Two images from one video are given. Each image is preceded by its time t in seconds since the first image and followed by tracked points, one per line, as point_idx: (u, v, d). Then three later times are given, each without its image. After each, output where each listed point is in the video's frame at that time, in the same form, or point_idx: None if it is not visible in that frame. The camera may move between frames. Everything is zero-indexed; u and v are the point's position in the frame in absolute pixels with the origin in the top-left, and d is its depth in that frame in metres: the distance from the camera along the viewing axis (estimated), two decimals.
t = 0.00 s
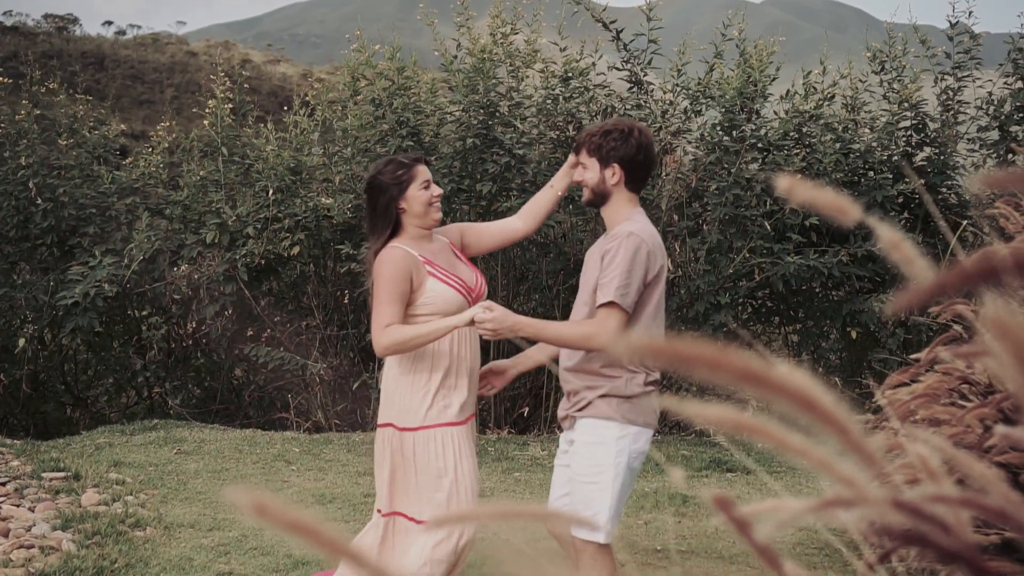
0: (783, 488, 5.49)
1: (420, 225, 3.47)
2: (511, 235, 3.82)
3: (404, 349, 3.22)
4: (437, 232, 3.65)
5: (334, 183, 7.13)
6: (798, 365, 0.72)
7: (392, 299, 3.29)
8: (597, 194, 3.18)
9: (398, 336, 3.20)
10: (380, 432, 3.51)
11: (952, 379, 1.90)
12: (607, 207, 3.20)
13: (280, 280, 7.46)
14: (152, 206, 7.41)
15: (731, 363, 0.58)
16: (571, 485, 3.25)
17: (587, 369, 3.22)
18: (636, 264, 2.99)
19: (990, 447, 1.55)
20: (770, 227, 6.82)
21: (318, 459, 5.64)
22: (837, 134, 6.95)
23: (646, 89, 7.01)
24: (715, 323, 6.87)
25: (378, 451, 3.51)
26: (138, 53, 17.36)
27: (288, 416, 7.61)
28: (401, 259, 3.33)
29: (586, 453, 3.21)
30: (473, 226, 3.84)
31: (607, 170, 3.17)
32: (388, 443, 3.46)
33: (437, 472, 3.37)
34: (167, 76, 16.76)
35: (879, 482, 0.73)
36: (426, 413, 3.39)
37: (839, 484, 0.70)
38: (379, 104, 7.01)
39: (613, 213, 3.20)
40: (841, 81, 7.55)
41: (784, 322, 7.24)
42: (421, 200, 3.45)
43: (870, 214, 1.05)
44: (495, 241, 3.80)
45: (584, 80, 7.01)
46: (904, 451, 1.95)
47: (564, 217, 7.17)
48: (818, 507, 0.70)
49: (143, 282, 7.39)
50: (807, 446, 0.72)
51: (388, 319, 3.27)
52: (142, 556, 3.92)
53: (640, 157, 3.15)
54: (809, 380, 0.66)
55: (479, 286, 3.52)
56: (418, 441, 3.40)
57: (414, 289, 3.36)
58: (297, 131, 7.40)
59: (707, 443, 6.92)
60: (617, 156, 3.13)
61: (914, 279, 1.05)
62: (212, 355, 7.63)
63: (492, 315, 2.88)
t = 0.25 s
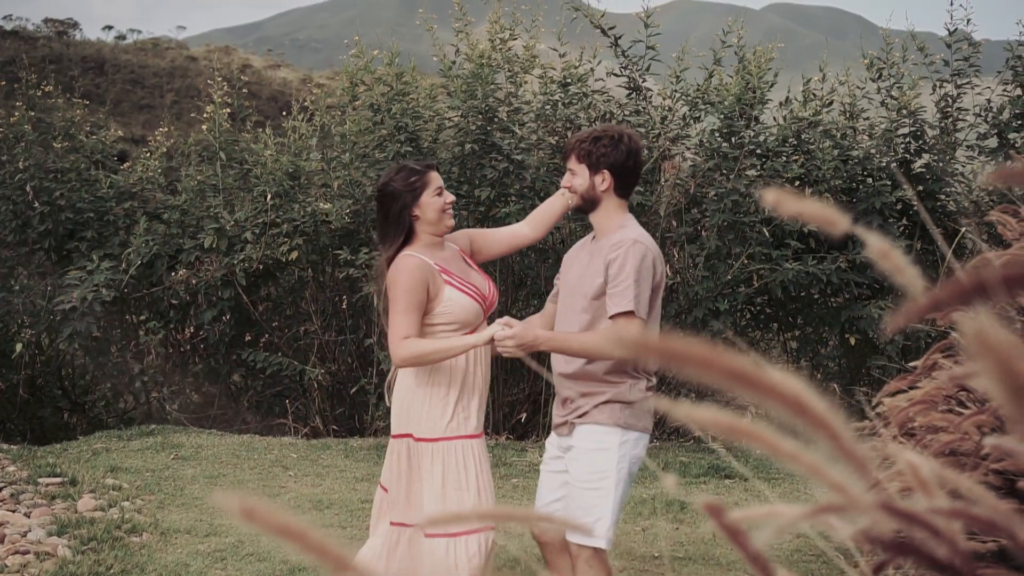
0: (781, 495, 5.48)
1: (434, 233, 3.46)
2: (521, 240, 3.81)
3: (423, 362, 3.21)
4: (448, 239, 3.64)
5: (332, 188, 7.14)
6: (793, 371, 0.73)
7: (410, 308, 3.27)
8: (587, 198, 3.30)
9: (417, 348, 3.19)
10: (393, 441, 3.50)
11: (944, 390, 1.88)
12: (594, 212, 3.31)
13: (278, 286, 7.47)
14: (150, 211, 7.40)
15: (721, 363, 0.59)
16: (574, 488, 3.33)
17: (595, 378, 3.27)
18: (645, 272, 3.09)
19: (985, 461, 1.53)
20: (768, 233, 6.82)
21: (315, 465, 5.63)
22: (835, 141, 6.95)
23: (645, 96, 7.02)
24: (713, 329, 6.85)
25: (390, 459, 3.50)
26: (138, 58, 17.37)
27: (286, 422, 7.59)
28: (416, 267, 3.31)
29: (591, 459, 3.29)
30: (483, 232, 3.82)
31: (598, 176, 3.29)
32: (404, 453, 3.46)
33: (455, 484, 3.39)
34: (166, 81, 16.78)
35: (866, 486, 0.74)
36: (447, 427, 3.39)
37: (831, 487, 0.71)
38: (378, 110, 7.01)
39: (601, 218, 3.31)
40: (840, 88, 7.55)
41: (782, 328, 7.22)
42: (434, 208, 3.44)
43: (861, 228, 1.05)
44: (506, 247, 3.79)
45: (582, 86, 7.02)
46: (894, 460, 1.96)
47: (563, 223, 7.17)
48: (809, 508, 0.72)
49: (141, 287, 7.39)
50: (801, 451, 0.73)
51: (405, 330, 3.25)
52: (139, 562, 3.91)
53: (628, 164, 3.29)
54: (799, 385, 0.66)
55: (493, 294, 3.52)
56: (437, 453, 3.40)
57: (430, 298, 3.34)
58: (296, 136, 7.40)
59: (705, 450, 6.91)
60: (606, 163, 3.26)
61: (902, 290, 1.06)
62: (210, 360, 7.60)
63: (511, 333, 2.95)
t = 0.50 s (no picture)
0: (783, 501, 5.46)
1: (451, 240, 3.43)
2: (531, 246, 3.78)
3: (449, 374, 3.20)
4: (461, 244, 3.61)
5: (332, 193, 7.14)
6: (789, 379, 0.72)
7: (433, 321, 3.25)
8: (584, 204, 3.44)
9: (443, 361, 3.17)
10: (408, 451, 3.42)
11: (943, 396, 1.86)
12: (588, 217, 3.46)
13: (278, 290, 7.47)
14: (150, 215, 7.39)
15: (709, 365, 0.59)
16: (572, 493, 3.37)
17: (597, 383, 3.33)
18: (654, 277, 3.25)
19: (986, 469, 1.51)
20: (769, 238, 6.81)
21: (315, 470, 5.62)
22: (836, 146, 6.94)
23: (646, 100, 7.01)
24: (714, 334, 6.82)
25: (405, 468, 3.42)
26: (140, 62, 17.40)
27: (286, 427, 7.56)
28: (439, 277, 3.29)
29: (594, 465, 3.33)
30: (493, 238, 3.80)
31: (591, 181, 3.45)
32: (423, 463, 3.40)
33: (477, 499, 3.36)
34: (169, 86, 16.80)
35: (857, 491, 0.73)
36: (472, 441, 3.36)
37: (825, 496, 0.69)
38: (379, 114, 7.00)
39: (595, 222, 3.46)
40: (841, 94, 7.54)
41: (783, 333, 7.20)
42: (452, 215, 3.41)
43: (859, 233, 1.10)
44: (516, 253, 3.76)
45: (583, 91, 7.01)
46: (891, 467, 1.94)
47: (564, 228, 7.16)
48: (801, 515, 0.71)
49: (141, 291, 7.39)
50: (794, 457, 0.71)
51: (430, 341, 3.23)
52: (136, 567, 3.89)
53: (621, 168, 3.44)
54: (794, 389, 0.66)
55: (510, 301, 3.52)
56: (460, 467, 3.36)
57: (452, 307, 3.32)
58: (296, 140, 7.41)
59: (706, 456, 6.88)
60: (602, 168, 3.41)
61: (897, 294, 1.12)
62: (210, 364, 7.57)
63: (543, 348, 2.98)
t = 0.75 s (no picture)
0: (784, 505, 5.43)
1: (471, 244, 3.38)
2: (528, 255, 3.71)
3: (485, 384, 3.13)
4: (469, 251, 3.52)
5: (335, 196, 7.16)
6: (779, 382, 0.72)
7: (467, 327, 3.18)
8: (581, 207, 3.42)
9: (480, 369, 3.09)
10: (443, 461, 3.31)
11: (944, 400, 1.85)
12: (583, 220, 3.44)
13: (280, 292, 7.46)
14: (153, 216, 7.40)
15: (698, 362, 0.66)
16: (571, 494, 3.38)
17: (601, 386, 3.35)
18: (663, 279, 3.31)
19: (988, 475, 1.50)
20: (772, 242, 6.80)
21: (316, 472, 5.61)
22: (839, 151, 6.93)
23: (649, 103, 6.99)
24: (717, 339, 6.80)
25: (425, 479, 3.34)
26: (144, 63, 17.42)
27: (288, 428, 7.55)
28: (470, 283, 3.22)
29: (597, 467, 3.34)
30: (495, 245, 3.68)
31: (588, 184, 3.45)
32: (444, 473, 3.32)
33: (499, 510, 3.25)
34: (173, 87, 16.82)
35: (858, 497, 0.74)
36: (493, 448, 3.27)
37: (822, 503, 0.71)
38: (381, 116, 6.99)
39: (588, 227, 3.44)
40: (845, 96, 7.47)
41: (786, 336, 7.18)
42: (475, 218, 3.38)
43: (851, 241, 1.16)
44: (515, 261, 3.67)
45: (586, 94, 7.00)
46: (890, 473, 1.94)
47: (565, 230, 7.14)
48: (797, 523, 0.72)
49: (143, 293, 7.39)
50: (787, 463, 0.72)
51: (464, 350, 3.15)
52: (136, 570, 3.89)
53: (618, 170, 3.46)
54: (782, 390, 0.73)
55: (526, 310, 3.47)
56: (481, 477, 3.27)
57: (481, 314, 3.24)
58: (298, 142, 7.40)
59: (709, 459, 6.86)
60: (600, 171, 3.42)
61: (893, 299, 1.17)
62: (212, 366, 7.57)
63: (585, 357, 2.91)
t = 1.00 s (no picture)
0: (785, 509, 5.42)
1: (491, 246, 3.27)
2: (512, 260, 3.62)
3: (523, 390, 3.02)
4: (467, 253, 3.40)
5: (336, 198, 7.18)
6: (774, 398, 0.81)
7: (501, 331, 3.06)
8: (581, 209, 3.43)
9: (518, 376, 2.98)
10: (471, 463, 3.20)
11: (941, 404, 1.84)
12: (579, 222, 3.45)
13: (281, 294, 7.45)
14: (154, 218, 7.41)
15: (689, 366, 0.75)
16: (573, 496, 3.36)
17: (604, 388, 3.35)
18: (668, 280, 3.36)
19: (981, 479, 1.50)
20: (773, 244, 6.80)
21: (316, 475, 5.61)
22: (840, 153, 6.92)
23: (650, 105, 6.99)
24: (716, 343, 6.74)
25: (443, 486, 3.25)
26: (148, 66, 17.46)
27: (288, 431, 7.54)
28: (503, 286, 3.10)
29: (600, 468, 3.34)
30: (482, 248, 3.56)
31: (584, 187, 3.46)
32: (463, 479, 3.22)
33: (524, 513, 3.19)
34: (176, 89, 16.86)
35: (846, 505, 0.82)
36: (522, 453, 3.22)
37: (811, 509, 0.81)
38: (382, 119, 7.01)
39: (586, 228, 3.45)
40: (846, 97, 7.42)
41: (787, 339, 7.17)
42: (496, 219, 3.27)
43: (842, 244, 1.19)
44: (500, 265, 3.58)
45: (587, 96, 7.00)
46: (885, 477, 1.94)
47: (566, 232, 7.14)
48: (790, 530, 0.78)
49: (143, 295, 7.40)
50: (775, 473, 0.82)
51: (500, 355, 3.04)
52: (136, 572, 3.90)
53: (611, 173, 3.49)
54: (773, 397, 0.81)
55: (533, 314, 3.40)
56: (504, 481, 3.20)
57: (511, 320, 3.13)
58: (299, 144, 7.41)
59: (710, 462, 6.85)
60: (597, 173, 3.44)
61: (886, 302, 1.19)
62: (212, 368, 7.57)
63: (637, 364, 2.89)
